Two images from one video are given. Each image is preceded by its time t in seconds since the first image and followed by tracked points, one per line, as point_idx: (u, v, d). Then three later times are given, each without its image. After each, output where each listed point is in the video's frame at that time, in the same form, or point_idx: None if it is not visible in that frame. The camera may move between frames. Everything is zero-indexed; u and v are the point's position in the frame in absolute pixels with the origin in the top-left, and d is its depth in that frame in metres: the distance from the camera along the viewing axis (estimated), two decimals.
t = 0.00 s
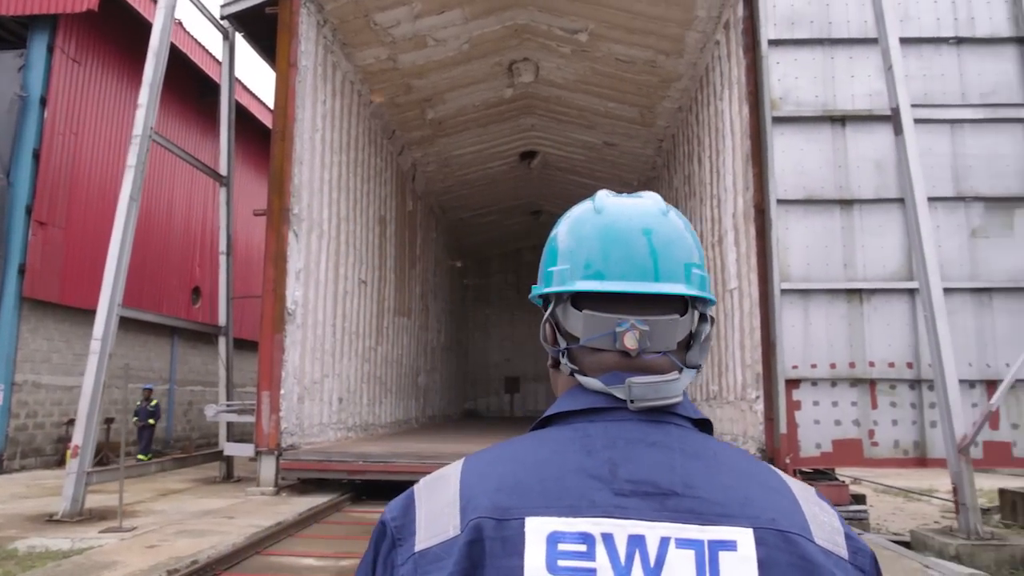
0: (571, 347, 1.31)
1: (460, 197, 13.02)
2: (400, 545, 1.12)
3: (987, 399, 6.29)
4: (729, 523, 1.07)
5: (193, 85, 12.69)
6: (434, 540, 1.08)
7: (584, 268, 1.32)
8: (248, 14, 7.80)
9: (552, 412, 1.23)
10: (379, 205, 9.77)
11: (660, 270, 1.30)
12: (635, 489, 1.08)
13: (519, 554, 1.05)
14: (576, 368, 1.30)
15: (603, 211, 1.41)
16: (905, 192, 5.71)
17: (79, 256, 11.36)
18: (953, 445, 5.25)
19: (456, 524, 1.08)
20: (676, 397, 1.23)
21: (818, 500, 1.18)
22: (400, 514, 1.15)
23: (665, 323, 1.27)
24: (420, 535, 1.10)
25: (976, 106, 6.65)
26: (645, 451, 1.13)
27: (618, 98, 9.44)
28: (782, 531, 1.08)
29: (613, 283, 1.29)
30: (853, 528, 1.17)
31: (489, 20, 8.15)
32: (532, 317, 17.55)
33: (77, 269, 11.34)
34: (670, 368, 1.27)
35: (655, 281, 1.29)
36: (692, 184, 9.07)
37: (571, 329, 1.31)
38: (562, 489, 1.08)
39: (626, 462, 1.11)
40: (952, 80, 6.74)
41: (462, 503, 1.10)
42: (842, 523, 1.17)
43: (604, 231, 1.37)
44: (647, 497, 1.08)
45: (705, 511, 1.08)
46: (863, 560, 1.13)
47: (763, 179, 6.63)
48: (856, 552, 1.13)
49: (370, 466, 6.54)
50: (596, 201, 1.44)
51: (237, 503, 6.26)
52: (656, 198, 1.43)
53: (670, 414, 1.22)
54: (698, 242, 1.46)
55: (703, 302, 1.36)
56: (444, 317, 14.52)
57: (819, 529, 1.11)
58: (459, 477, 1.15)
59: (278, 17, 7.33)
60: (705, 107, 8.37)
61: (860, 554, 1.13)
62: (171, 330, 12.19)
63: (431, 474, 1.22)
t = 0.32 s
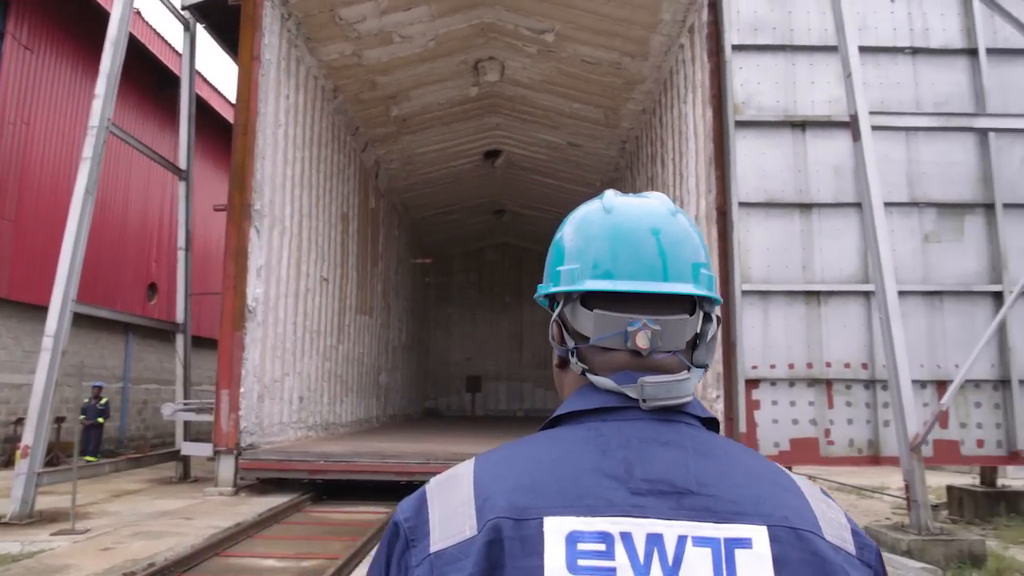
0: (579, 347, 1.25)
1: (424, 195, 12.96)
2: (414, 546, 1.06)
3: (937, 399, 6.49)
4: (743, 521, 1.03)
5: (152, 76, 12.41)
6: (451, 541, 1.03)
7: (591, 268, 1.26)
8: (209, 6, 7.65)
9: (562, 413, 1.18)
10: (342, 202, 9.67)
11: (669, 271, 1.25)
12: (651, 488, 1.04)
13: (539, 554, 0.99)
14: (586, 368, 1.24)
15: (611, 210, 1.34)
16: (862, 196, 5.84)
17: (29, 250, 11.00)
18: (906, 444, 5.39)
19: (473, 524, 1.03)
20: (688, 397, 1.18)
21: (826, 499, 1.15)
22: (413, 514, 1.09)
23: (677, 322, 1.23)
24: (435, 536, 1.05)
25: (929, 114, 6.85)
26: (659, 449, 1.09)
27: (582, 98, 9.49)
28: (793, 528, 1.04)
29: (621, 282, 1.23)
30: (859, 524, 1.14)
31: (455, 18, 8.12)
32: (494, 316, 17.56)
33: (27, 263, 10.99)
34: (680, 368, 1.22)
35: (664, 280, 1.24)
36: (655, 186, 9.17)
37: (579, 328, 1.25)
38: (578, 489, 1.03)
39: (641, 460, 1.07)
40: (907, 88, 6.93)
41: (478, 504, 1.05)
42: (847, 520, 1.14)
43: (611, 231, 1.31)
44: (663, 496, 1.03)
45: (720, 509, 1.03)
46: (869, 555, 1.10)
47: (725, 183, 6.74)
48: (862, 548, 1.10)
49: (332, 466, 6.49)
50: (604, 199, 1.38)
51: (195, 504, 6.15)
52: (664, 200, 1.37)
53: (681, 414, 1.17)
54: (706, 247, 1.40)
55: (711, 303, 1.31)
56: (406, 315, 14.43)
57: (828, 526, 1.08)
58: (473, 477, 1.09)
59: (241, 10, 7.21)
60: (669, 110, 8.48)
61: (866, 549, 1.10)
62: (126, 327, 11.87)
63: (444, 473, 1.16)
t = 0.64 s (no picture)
0: (576, 341, 1.24)
1: (373, 192, 12.83)
2: (413, 544, 1.05)
3: (873, 399, 6.74)
4: (743, 514, 1.04)
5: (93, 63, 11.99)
6: (453, 538, 1.01)
7: (588, 263, 1.26)
8: None
9: (561, 407, 1.16)
10: (290, 197, 9.50)
11: (665, 267, 1.25)
12: (653, 482, 1.03)
13: (545, 550, 0.98)
14: (582, 362, 1.23)
15: (608, 204, 1.33)
16: (806, 201, 6.00)
17: None
18: (845, 442, 5.54)
19: (475, 521, 1.02)
20: (688, 391, 1.18)
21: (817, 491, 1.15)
22: (412, 511, 1.07)
23: (675, 317, 1.23)
24: (436, 534, 1.03)
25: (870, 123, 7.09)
26: (659, 443, 1.08)
27: (534, 99, 9.52)
28: (792, 521, 1.05)
29: (620, 278, 1.23)
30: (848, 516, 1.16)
31: (409, 14, 8.05)
32: (442, 314, 17.51)
33: None
34: (677, 363, 1.22)
35: (661, 276, 1.24)
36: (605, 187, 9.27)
37: (578, 323, 1.25)
38: (581, 484, 1.03)
39: (643, 454, 1.06)
40: (849, 99, 7.16)
41: (479, 500, 1.03)
42: (837, 512, 1.16)
43: (608, 226, 1.31)
44: (666, 490, 1.03)
45: (721, 502, 1.04)
46: (858, 547, 1.12)
47: (675, 186, 6.86)
48: (852, 539, 1.12)
49: (278, 466, 6.37)
50: (601, 191, 1.36)
51: (133, 506, 5.94)
52: (662, 195, 1.37)
53: (679, 409, 1.16)
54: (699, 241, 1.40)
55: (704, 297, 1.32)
56: (354, 313, 14.26)
57: (821, 517, 1.09)
58: (472, 473, 1.08)
59: None
60: (620, 114, 8.58)
61: (857, 541, 1.12)
62: (60, 322, 11.43)
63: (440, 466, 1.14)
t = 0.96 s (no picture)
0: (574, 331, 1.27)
1: (324, 188, 12.66)
2: (418, 536, 1.07)
3: (817, 398, 6.94)
4: (745, 501, 1.11)
5: (30, 49, 11.54)
6: (459, 528, 1.04)
7: (585, 254, 1.31)
8: None
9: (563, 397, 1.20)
10: (238, 192, 9.29)
11: (661, 257, 1.30)
12: (658, 471, 1.09)
13: (555, 539, 1.03)
14: (581, 352, 1.26)
15: (607, 196, 1.39)
16: (755, 205, 6.13)
17: None
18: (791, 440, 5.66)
19: (484, 510, 1.05)
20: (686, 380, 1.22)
21: (807, 475, 1.23)
22: (416, 502, 1.10)
23: (673, 308, 1.27)
24: (442, 524, 1.06)
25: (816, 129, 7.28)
26: (662, 433, 1.14)
27: (489, 98, 9.50)
28: (790, 508, 1.13)
29: (617, 268, 1.28)
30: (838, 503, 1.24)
31: (362, 9, 7.95)
32: (393, 313, 17.38)
33: None
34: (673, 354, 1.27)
35: (657, 266, 1.29)
36: (558, 188, 9.31)
37: (577, 313, 1.28)
38: (589, 473, 1.07)
39: (646, 443, 1.11)
40: (797, 105, 7.33)
41: (487, 490, 1.07)
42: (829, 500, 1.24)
43: (603, 216, 1.37)
44: (670, 479, 1.09)
45: (723, 490, 1.11)
46: (849, 533, 1.20)
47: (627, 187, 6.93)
48: (844, 526, 1.20)
49: (226, 466, 6.23)
50: (600, 184, 1.43)
51: (72, 508, 5.73)
52: (658, 190, 1.43)
53: (675, 398, 1.22)
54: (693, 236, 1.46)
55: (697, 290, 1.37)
56: (303, 311, 14.04)
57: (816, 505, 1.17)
58: (477, 463, 1.11)
59: None
60: (574, 114, 8.64)
61: (848, 527, 1.20)
62: None
63: (441, 457, 1.17)
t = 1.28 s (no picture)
0: (584, 326, 1.24)
1: (286, 185, 12.50)
2: (436, 531, 1.04)
3: (777, 398, 7.07)
4: (759, 494, 1.11)
5: None
6: (480, 523, 1.02)
7: (594, 250, 1.26)
8: None
9: (575, 391, 1.18)
10: (199, 187, 9.11)
11: (672, 254, 1.26)
12: (674, 464, 1.09)
13: (576, 533, 1.02)
14: (593, 347, 1.23)
15: (617, 191, 1.33)
16: (719, 208, 6.22)
17: None
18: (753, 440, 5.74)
19: (504, 505, 1.03)
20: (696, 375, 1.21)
21: (808, 467, 1.24)
22: (432, 498, 1.06)
23: (683, 302, 1.24)
24: (460, 519, 1.03)
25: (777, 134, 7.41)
26: (675, 427, 1.13)
27: (455, 97, 9.48)
28: (801, 500, 1.13)
29: (627, 264, 1.23)
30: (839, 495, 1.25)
31: (328, 4, 7.86)
32: (355, 312, 17.25)
33: None
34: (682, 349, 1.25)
35: (668, 262, 1.25)
36: (524, 188, 9.34)
37: (586, 308, 1.24)
38: (608, 467, 1.06)
39: (661, 436, 1.11)
40: (759, 110, 7.46)
41: (505, 484, 1.05)
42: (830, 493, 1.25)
43: (612, 212, 1.31)
44: (686, 472, 1.08)
45: (737, 483, 1.11)
46: (853, 524, 1.21)
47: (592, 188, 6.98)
48: (848, 518, 1.21)
49: (185, 467, 6.09)
50: (610, 178, 1.36)
51: (23, 511, 5.55)
52: (667, 185, 1.38)
53: (686, 393, 1.21)
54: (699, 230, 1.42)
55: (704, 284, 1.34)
56: (263, 309, 13.84)
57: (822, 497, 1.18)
58: (492, 457, 1.09)
59: None
60: (540, 115, 8.67)
61: (851, 520, 1.21)
62: None
63: (451, 451, 1.14)
